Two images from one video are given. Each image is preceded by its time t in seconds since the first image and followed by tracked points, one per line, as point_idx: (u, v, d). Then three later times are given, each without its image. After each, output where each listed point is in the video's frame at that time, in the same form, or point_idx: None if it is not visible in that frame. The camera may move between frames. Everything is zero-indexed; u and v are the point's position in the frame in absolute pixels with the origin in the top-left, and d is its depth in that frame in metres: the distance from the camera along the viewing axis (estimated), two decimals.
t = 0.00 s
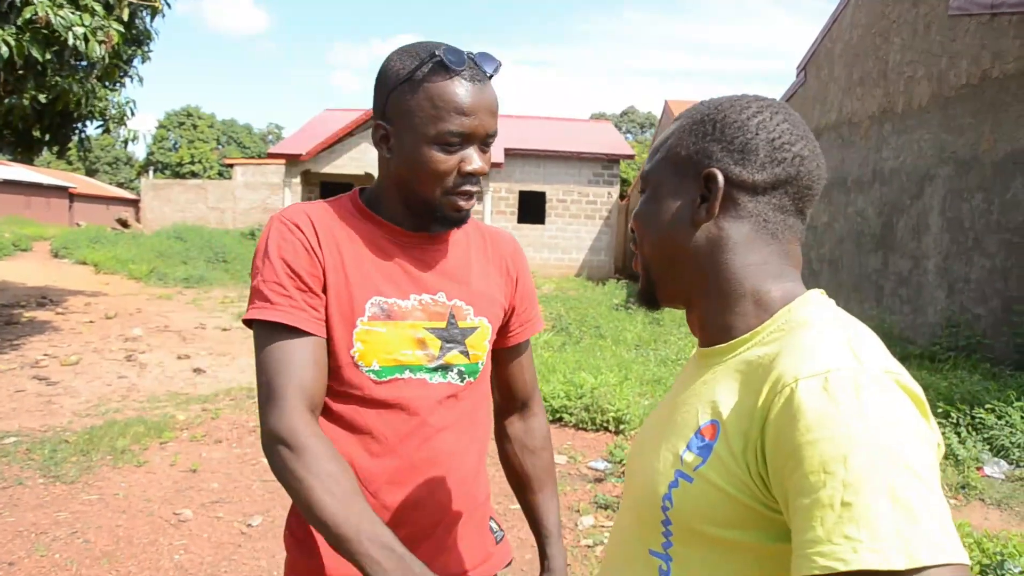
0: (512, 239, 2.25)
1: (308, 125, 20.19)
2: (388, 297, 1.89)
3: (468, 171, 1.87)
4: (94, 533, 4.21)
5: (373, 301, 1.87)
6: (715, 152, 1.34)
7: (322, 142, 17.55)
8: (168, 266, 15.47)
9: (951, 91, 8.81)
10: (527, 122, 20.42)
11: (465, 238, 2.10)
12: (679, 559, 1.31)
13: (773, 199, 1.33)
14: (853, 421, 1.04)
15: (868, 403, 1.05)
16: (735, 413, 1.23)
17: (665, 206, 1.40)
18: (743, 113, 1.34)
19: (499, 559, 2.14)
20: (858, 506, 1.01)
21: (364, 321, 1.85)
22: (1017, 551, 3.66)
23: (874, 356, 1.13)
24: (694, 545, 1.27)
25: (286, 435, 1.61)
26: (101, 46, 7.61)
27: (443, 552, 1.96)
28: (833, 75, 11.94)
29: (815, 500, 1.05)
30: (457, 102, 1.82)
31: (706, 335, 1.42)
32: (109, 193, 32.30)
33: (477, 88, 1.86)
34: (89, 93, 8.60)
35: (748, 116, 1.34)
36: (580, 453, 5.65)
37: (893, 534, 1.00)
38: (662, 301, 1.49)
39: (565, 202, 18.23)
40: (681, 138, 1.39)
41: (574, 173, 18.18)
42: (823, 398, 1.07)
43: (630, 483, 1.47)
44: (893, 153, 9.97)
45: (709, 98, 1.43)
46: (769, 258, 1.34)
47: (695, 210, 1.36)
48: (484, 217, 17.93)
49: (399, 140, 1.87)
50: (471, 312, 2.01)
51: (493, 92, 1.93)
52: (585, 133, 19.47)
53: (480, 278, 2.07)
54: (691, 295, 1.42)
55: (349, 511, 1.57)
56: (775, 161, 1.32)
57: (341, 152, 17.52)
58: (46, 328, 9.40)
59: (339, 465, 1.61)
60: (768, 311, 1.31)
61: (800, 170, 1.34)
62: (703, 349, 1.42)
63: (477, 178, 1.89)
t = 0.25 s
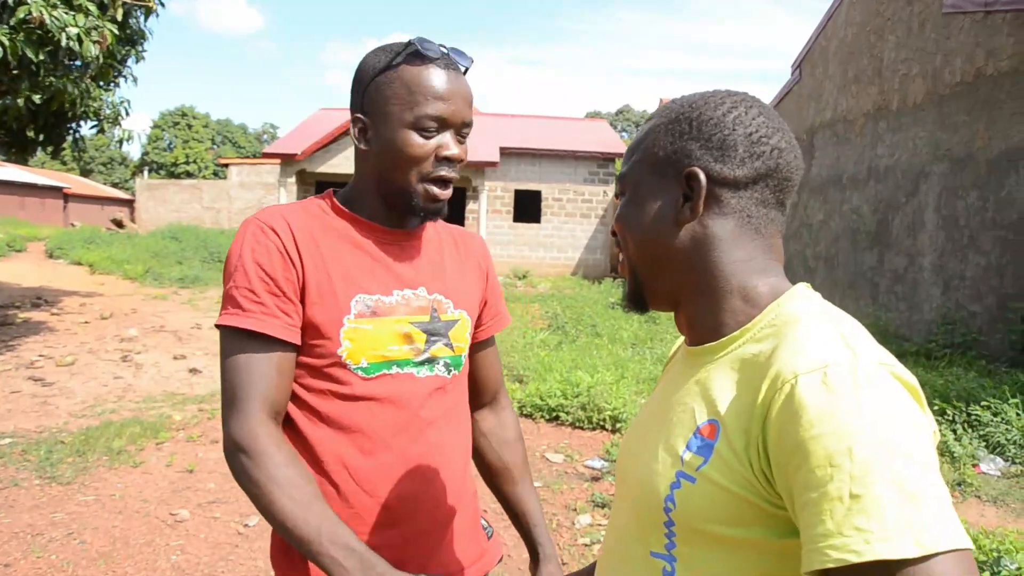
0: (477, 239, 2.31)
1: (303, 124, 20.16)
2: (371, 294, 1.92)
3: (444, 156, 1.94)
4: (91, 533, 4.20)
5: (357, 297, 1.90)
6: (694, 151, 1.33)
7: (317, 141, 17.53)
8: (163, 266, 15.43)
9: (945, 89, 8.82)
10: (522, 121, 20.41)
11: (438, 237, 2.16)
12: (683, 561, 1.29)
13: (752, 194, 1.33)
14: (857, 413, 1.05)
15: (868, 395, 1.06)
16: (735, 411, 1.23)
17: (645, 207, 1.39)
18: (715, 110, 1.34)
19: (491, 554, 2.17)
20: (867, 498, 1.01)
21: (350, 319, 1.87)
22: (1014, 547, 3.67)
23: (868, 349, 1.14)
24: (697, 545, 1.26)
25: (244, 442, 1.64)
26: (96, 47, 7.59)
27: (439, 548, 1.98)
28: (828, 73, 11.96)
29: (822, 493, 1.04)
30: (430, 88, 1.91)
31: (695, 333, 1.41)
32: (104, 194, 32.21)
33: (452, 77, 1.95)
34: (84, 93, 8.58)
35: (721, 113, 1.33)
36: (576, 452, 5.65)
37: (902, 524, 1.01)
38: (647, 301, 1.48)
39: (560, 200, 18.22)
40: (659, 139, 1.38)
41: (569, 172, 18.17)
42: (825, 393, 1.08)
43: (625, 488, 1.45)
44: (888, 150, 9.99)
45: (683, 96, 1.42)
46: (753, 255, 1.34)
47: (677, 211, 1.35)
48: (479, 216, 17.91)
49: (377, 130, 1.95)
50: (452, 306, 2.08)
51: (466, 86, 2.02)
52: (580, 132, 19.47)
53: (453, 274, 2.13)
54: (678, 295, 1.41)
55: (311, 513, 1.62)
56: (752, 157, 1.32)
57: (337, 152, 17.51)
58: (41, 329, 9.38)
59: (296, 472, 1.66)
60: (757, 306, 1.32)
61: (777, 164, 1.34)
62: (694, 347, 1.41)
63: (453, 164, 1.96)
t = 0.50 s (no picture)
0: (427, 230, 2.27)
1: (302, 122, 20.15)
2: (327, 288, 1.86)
3: (379, 143, 1.87)
4: (91, 531, 4.20)
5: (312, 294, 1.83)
6: (696, 148, 1.32)
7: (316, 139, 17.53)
8: (162, 264, 15.42)
9: (945, 86, 8.82)
10: (521, 118, 20.41)
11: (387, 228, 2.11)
12: (692, 560, 1.28)
13: (753, 192, 1.33)
14: (873, 406, 1.04)
15: (880, 387, 1.06)
16: (743, 408, 1.22)
17: (644, 206, 1.37)
18: (717, 108, 1.33)
19: (461, 547, 2.12)
20: (884, 491, 1.02)
21: (307, 317, 1.81)
22: (1015, 544, 3.66)
23: (873, 341, 1.14)
24: (706, 542, 1.25)
25: (222, 454, 1.59)
26: (95, 44, 7.58)
27: (412, 545, 1.94)
28: (828, 70, 11.96)
29: (839, 487, 1.05)
30: (359, 75, 1.85)
31: (695, 330, 1.41)
32: (103, 192, 32.20)
33: (383, 65, 1.89)
34: (83, 90, 8.57)
35: (722, 111, 1.32)
36: (576, 449, 5.65)
37: (920, 515, 1.01)
38: (643, 301, 1.46)
39: (559, 198, 18.21)
40: (657, 136, 1.36)
41: (568, 169, 18.16)
42: (837, 387, 1.07)
43: (626, 489, 1.44)
44: (888, 147, 9.99)
45: (680, 92, 1.41)
46: (756, 252, 1.34)
47: (679, 208, 1.34)
48: (478, 213, 17.91)
49: (310, 121, 1.87)
50: (409, 296, 2.03)
51: (399, 73, 1.96)
52: (579, 129, 19.46)
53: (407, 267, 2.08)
54: (680, 292, 1.40)
55: (295, 531, 1.58)
56: (753, 154, 1.32)
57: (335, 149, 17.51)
58: (40, 327, 9.37)
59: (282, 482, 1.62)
60: (759, 303, 1.32)
61: (778, 162, 1.34)
62: (694, 345, 1.40)
63: (389, 151, 1.89)
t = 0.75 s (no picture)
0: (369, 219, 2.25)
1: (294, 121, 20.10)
2: (271, 290, 1.83)
3: (317, 142, 1.83)
4: (81, 532, 4.18)
5: (256, 296, 1.80)
6: (704, 146, 1.31)
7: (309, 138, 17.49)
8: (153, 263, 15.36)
9: (937, 87, 8.84)
10: (515, 118, 20.41)
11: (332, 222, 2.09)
12: (683, 550, 1.27)
13: (757, 194, 1.33)
14: (878, 400, 1.04)
15: (884, 383, 1.06)
16: (742, 402, 1.21)
17: (646, 200, 1.36)
18: (728, 109, 1.32)
19: (411, 540, 2.12)
20: (886, 486, 1.01)
21: (252, 320, 1.78)
22: (1006, 543, 3.67)
23: (875, 338, 1.14)
24: (699, 534, 1.25)
25: (172, 464, 1.58)
26: (87, 41, 7.55)
27: (365, 540, 1.94)
28: (820, 71, 11.99)
29: (840, 481, 1.04)
30: (295, 73, 1.80)
31: (691, 324, 1.40)
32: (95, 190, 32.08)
33: (322, 60, 1.85)
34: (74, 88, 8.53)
35: (733, 112, 1.32)
36: (569, 449, 5.64)
37: (920, 510, 1.01)
38: (635, 293, 1.46)
39: (552, 197, 18.21)
40: (663, 131, 1.35)
41: (561, 169, 18.16)
42: (841, 381, 1.07)
43: (616, 479, 1.43)
44: (880, 148, 10.01)
45: (687, 88, 1.40)
46: (756, 250, 1.34)
47: (683, 204, 1.33)
48: (471, 213, 17.90)
49: (245, 119, 1.82)
50: (355, 293, 2.02)
51: (339, 69, 1.92)
52: (572, 129, 19.46)
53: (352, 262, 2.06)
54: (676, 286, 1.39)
55: (253, 531, 1.60)
56: (761, 155, 1.32)
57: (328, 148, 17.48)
58: (30, 326, 9.33)
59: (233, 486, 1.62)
60: (758, 300, 1.32)
61: (783, 164, 1.34)
62: (690, 337, 1.40)
63: (328, 150, 1.86)
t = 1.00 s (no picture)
0: (324, 205, 2.24)
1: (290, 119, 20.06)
2: (230, 293, 1.82)
3: (273, 144, 1.80)
4: (75, 531, 4.16)
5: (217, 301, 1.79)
6: (703, 142, 1.30)
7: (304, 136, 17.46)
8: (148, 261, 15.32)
9: (932, 87, 8.85)
10: (511, 116, 20.41)
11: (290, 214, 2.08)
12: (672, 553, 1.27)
13: (756, 191, 1.32)
14: (869, 406, 1.04)
15: (875, 388, 1.05)
16: (734, 405, 1.20)
17: (643, 196, 1.35)
18: (728, 104, 1.31)
19: (364, 529, 2.14)
20: (876, 493, 1.01)
21: (211, 325, 1.77)
22: (1001, 542, 3.67)
23: (867, 341, 1.14)
24: (688, 538, 1.24)
25: (145, 470, 1.57)
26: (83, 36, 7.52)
27: (325, 539, 1.96)
28: (816, 71, 12.00)
29: (830, 488, 1.04)
30: (253, 72, 1.76)
31: (685, 323, 1.39)
32: (90, 188, 31.99)
33: (281, 58, 1.81)
34: (69, 85, 8.50)
35: (733, 107, 1.31)
36: (565, 448, 5.63)
37: (910, 517, 1.00)
38: (626, 291, 1.44)
39: (548, 196, 18.20)
40: (662, 126, 1.34)
41: (557, 168, 18.15)
42: (833, 386, 1.06)
43: (606, 479, 1.43)
44: (875, 147, 10.02)
45: (685, 81, 1.39)
46: (750, 249, 1.33)
47: (680, 202, 1.32)
48: (467, 212, 17.89)
49: (198, 116, 1.77)
50: (315, 289, 2.02)
51: (298, 66, 1.88)
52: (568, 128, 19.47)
53: (310, 253, 2.06)
54: (670, 284, 1.38)
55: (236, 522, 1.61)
56: (759, 151, 1.31)
57: (324, 146, 17.45)
58: (25, 324, 9.29)
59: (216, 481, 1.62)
60: (753, 300, 1.31)
61: (781, 161, 1.34)
62: (683, 337, 1.39)
63: (283, 151, 1.83)
